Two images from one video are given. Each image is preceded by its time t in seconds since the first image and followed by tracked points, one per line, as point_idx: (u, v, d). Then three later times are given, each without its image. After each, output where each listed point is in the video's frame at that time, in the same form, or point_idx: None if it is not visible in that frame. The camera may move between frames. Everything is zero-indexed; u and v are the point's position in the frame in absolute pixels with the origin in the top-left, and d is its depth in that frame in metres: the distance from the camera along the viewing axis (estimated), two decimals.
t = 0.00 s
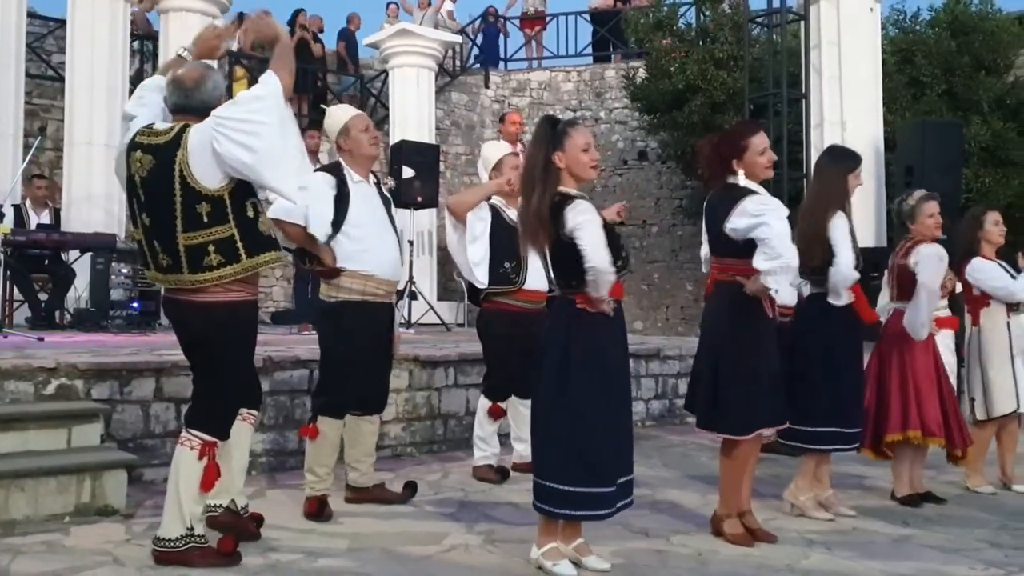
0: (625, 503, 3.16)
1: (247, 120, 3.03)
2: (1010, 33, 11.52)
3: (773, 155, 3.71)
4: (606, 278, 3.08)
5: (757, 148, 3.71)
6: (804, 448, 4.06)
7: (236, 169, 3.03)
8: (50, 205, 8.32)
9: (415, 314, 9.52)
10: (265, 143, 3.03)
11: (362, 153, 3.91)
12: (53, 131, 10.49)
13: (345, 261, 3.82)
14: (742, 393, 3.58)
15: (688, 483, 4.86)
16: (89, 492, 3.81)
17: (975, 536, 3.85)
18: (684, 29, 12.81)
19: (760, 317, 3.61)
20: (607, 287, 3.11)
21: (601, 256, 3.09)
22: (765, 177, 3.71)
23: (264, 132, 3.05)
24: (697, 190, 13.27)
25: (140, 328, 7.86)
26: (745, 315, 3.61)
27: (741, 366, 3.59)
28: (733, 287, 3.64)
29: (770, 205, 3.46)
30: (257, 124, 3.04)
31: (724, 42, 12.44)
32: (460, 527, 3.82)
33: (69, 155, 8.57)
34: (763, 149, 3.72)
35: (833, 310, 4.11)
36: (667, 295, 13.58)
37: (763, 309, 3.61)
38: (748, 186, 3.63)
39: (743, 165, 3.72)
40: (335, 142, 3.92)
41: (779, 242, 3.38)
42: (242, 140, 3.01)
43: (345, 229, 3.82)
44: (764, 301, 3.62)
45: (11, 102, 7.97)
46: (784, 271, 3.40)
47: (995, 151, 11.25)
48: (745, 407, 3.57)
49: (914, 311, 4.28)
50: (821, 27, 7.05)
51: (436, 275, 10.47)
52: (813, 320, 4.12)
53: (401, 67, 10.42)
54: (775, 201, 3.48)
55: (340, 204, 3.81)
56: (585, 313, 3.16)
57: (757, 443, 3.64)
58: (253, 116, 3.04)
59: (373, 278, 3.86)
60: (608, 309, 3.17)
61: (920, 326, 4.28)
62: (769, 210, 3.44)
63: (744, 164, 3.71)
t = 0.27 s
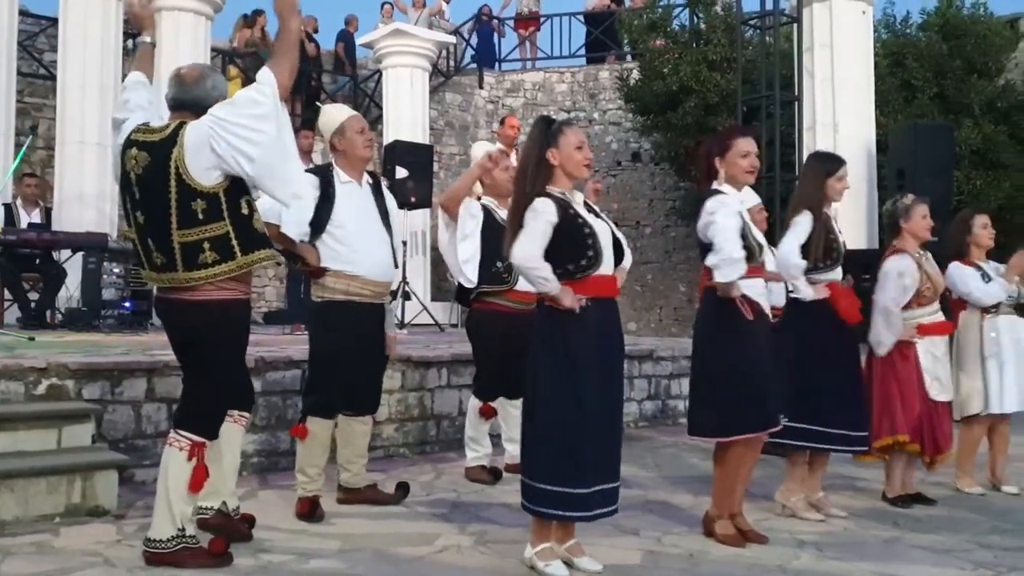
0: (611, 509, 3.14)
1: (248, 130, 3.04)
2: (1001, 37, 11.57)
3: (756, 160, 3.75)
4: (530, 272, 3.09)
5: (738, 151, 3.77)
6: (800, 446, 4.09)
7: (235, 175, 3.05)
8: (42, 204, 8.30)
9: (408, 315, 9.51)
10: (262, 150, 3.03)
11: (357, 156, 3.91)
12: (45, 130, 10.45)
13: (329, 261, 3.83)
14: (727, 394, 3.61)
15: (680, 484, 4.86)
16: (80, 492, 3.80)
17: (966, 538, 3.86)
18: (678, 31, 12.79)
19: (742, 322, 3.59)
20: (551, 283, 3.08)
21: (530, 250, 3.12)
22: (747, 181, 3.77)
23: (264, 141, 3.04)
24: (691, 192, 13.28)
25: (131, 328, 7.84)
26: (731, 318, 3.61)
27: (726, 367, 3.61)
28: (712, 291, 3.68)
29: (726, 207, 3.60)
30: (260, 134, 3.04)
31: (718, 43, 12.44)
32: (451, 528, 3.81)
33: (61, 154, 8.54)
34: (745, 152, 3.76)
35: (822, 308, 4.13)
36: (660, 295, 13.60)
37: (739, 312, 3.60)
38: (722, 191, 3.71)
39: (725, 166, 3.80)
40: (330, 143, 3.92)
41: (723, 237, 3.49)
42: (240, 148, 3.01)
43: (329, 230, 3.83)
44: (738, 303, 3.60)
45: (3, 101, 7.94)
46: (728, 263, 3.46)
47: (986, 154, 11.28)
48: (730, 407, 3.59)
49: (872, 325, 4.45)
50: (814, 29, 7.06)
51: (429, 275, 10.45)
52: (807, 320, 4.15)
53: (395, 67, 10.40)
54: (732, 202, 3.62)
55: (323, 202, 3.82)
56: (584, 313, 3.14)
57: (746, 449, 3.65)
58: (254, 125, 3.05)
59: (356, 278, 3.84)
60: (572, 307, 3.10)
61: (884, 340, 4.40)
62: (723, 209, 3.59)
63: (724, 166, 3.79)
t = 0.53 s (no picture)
0: (595, 511, 3.11)
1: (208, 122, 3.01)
2: (983, 40, 11.66)
3: (736, 155, 3.75)
4: (500, 269, 3.10)
5: (720, 147, 3.77)
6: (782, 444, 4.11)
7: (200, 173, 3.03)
8: (23, 203, 8.24)
9: (392, 315, 9.50)
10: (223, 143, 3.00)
11: (344, 156, 3.89)
12: (26, 128, 10.37)
13: (304, 259, 3.82)
14: (698, 392, 3.63)
15: (663, 484, 4.87)
16: (61, 493, 3.77)
17: (946, 537, 3.89)
18: (662, 32, 12.80)
19: (708, 316, 3.62)
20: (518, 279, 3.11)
21: (495, 246, 3.12)
22: (726, 176, 3.76)
23: (225, 132, 3.01)
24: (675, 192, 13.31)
25: (114, 327, 7.80)
26: (698, 311, 3.65)
27: (696, 365, 3.65)
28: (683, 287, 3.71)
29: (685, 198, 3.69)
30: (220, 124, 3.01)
31: (702, 44, 12.47)
32: (435, 529, 3.81)
33: (42, 152, 8.48)
34: (726, 148, 3.76)
35: (799, 312, 4.18)
36: (645, 295, 13.62)
37: (702, 303, 3.64)
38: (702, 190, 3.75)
39: (706, 161, 3.81)
40: (317, 141, 3.90)
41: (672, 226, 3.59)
42: (201, 144, 2.99)
43: (306, 226, 3.83)
44: (704, 295, 3.64)
45: None
46: (671, 249, 3.57)
47: (967, 156, 11.35)
48: (701, 405, 3.62)
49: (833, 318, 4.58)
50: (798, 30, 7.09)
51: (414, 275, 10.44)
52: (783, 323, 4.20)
53: (380, 66, 10.38)
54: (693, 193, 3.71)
55: (303, 197, 3.83)
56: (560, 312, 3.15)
57: (716, 446, 3.68)
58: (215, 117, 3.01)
59: (329, 277, 3.83)
60: (546, 304, 3.12)
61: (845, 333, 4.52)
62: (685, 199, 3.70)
63: (706, 160, 3.80)
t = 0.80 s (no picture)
0: (581, 513, 3.13)
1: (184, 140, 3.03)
2: (973, 42, 11.72)
3: (729, 157, 3.76)
4: (492, 267, 3.12)
5: (714, 149, 3.79)
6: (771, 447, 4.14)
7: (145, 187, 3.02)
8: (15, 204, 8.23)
9: (384, 316, 9.51)
10: (170, 173, 2.95)
11: (339, 159, 3.92)
12: (18, 128, 10.36)
13: (288, 258, 3.81)
14: (672, 392, 3.67)
15: (654, 485, 4.90)
16: (53, 494, 3.78)
17: (935, 539, 3.92)
18: (654, 34, 12.84)
19: (684, 317, 3.64)
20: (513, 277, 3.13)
21: (487, 246, 3.14)
22: (718, 178, 3.78)
23: (175, 165, 2.97)
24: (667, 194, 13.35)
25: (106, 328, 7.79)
26: (675, 310, 3.68)
27: (672, 364, 3.68)
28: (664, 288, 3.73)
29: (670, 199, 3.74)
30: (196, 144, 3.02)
31: (693, 47, 12.50)
32: (426, 530, 3.82)
33: (34, 152, 8.47)
34: (720, 150, 3.78)
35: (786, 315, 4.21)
36: (637, 297, 13.65)
37: (678, 302, 3.67)
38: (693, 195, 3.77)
39: (699, 162, 3.82)
40: (314, 143, 3.93)
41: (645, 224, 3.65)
42: (154, 165, 2.99)
43: (295, 224, 3.81)
44: (681, 295, 3.67)
45: None
46: (637, 249, 3.61)
47: (958, 158, 11.40)
48: (676, 407, 3.65)
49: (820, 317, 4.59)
50: (789, 33, 7.12)
51: (406, 276, 10.45)
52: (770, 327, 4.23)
53: (372, 68, 10.39)
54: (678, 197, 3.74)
55: (294, 196, 3.80)
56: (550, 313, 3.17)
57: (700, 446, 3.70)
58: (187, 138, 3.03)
59: (312, 275, 3.81)
60: (537, 305, 3.15)
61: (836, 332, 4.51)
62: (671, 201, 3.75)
63: (699, 162, 3.82)
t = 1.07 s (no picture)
0: (555, 516, 3.12)
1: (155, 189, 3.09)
2: (961, 45, 11.78)
3: (727, 159, 3.74)
4: (456, 268, 3.13)
5: (713, 152, 3.77)
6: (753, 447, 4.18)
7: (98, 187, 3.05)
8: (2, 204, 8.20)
9: (374, 317, 9.50)
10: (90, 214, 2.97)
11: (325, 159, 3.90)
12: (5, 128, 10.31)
13: (276, 259, 3.79)
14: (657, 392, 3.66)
15: (643, 486, 4.90)
16: (39, 495, 3.76)
17: (923, 539, 3.93)
18: (644, 36, 12.88)
19: (654, 317, 3.70)
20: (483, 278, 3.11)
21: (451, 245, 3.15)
22: (716, 181, 3.75)
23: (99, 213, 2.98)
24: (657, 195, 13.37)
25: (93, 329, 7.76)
26: (649, 313, 3.73)
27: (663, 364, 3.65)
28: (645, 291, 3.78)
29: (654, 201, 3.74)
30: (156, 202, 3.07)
31: (683, 48, 12.53)
32: (415, 532, 3.82)
33: (22, 152, 8.43)
34: (718, 154, 3.76)
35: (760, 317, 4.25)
36: (627, 298, 13.67)
37: (653, 306, 3.71)
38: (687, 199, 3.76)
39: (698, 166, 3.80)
40: (300, 143, 3.93)
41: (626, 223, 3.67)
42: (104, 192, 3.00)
43: (282, 225, 3.79)
44: (655, 298, 3.70)
45: None
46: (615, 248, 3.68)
47: (946, 160, 11.44)
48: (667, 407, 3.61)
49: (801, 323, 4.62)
50: (778, 35, 7.13)
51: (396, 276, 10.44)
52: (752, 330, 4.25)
53: (362, 68, 10.37)
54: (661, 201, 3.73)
55: (282, 196, 3.77)
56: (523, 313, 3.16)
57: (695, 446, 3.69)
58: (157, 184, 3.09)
59: (300, 276, 3.80)
60: (509, 305, 3.13)
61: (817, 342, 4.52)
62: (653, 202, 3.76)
63: (699, 165, 3.80)
